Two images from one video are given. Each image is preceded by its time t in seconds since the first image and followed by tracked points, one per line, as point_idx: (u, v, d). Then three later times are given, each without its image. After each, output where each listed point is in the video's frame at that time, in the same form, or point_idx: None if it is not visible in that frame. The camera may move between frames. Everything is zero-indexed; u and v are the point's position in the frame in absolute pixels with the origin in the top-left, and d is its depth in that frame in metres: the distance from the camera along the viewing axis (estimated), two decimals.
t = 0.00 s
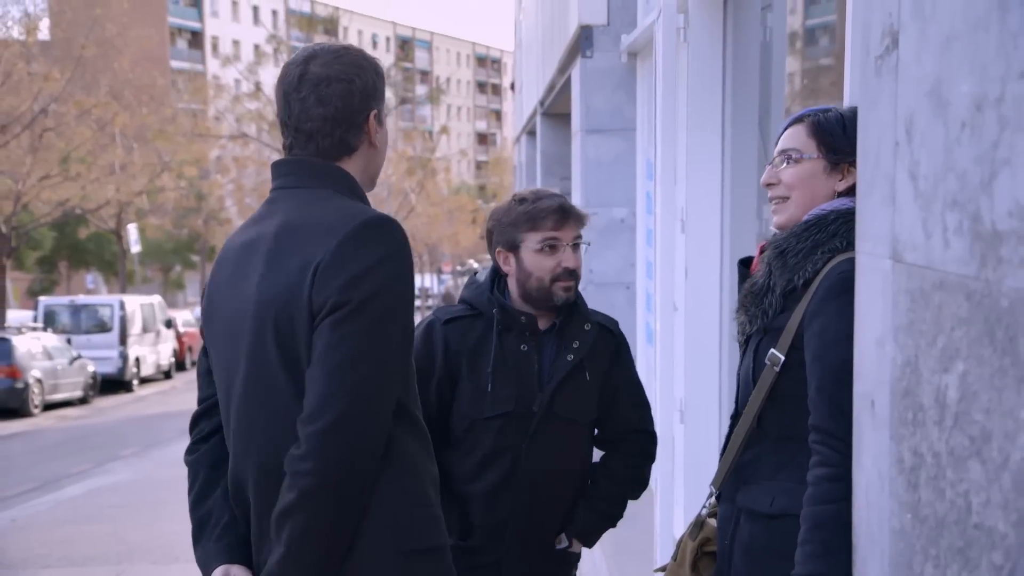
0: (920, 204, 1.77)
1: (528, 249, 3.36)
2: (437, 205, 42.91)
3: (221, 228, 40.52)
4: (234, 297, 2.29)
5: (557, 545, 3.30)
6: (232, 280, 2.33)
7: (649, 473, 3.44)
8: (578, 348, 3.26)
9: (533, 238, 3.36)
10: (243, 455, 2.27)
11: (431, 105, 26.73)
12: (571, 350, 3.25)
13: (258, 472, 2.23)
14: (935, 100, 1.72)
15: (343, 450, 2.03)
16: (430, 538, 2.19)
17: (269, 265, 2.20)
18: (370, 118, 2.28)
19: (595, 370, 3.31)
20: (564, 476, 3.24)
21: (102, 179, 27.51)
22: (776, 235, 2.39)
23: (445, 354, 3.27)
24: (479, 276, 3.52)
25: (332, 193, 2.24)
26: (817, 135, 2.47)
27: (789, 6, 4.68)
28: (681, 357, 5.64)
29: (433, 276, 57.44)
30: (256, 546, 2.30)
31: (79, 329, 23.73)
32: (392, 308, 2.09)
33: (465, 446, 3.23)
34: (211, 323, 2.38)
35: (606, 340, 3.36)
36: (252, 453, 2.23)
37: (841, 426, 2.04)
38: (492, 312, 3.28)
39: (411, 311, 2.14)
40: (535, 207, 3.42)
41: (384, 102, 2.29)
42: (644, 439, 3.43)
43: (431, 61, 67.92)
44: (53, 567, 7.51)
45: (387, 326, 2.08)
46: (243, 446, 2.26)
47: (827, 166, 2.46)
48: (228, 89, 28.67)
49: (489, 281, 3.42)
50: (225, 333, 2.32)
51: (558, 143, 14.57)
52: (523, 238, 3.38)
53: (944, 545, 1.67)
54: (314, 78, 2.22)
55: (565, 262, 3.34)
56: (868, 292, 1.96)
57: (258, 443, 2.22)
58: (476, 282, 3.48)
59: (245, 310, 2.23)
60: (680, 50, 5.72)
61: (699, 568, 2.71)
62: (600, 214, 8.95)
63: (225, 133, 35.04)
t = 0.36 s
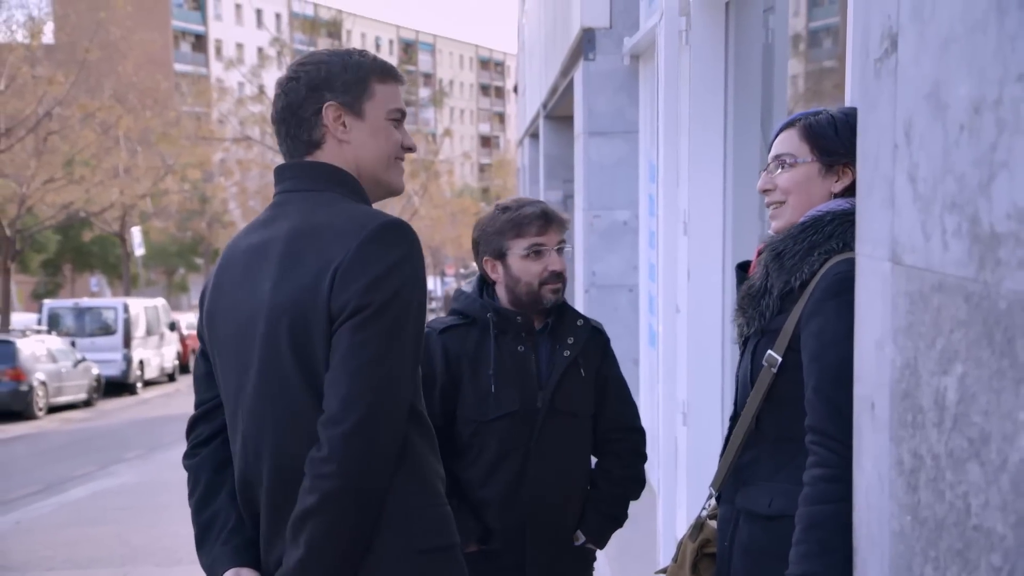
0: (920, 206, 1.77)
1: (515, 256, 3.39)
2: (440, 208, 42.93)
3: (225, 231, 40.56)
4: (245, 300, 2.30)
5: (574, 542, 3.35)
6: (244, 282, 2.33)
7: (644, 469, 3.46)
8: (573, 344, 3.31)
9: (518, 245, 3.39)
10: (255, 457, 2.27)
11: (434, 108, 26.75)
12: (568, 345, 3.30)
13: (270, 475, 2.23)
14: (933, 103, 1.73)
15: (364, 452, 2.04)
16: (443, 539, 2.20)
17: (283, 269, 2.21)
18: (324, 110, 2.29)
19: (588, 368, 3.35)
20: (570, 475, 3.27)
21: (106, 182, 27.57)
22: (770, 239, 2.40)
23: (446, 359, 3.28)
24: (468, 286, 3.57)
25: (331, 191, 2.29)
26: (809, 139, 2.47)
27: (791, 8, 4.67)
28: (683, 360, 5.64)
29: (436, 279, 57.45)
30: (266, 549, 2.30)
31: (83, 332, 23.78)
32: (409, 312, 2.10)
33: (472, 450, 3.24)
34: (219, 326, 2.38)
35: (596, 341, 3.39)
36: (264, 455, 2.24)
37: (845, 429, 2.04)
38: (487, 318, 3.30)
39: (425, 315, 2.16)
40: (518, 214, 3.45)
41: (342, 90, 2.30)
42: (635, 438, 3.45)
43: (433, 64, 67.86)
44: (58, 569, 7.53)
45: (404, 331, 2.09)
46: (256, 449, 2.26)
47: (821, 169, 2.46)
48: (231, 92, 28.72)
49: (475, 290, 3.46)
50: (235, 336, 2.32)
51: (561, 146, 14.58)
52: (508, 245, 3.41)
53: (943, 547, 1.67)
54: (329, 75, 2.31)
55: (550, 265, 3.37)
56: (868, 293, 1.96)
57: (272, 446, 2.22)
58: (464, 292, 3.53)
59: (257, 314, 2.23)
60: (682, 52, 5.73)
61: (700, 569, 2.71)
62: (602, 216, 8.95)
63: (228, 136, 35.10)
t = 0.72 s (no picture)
0: (921, 206, 1.77)
1: (501, 258, 3.47)
2: (445, 210, 42.90)
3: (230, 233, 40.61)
4: (247, 298, 2.32)
5: (567, 543, 3.42)
6: (248, 280, 2.36)
7: (633, 470, 3.51)
8: (560, 347, 3.39)
9: (504, 247, 3.48)
10: (249, 455, 2.29)
11: (438, 109, 26.73)
12: (555, 347, 3.39)
13: (261, 473, 2.25)
14: (936, 103, 1.73)
15: (336, 456, 2.04)
16: (428, 545, 2.19)
17: (274, 270, 2.23)
18: (340, 112, 2.30)
19: (576, 369, 3.42)
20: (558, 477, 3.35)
21: (112, 183, 27.63)
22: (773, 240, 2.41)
23: (436, 367, 3.37)
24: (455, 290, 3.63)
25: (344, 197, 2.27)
26: (811, 141, 2.48)
27: (796, 9, 4.68)
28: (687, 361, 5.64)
29: (441, 281, 57.40)
30: (262, 545, 2.32)
31: (88, 333, 23.84)
32: (392, 318, 2.09)
33: (460, 456, 3.32)
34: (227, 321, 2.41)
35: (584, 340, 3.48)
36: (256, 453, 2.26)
37: (842, 431, 2.04)
38: (472, 322, 3.38)
39: (410, 321, 2.14)
40: (501, 218, 3.53)
41: (357, 92, 2.31)
42: (624, 437, 3.51)
43: (438, 65, 67.86)
44: (62, 569, 7.55)
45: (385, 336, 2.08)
46: (250, 447, 2.28)
47: (822, 169, 2.47)
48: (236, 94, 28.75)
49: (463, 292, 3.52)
50: (239, 333, 2.34)
51: (567, 148, 14.57)
52: (494, 249, 3.49)
53: (944, 547, 1.67)
54: (343, 77, 2.32)
55: (536, 265, 3.47)
56: (869, 295, 1.97)
57: (262, 444, 2.23)
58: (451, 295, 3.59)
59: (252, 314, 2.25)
60: (686, 54, 5.75)
61: (702, 570, 2.71)
62: (606, 218, 8.94)
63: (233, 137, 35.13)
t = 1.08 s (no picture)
0: (925, 207, 1.78)
1: (491, 273, 3.34)
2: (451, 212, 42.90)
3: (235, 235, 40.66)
4: (260, 300, 2.32)
5: (551, 544, 3.39)
6: (261, 280, 2.36)
7: (620, 470, 3.49)
8: (547, 356, 3.34)
9: (496, 262, 3.34)
10: (260, 457, 2.29)
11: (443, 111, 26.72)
12: (542, 358, 3.33)
13: (273, 474, 2.25)
14: (940, 104, 1.73)
15: (355, 455, 2.04)
16: (443, 546, 2.19)
17: (289, 271, 2.23)
18: (350, 112, 2.31)
19: (563, 375, 3.39)
20: (542, 486, 3.31)
21: (117, 186, 27.69)
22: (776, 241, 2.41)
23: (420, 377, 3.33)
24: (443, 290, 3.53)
25: (356, 199, 2.28)
26: (809, 142, 2.48)
27: (801, 11, 4.68)
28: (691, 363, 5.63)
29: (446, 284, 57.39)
30: (271, 549, 2.32)
31: (94, 336, 23.87)
32: (410, 318, 2.10)
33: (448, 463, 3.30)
34: (238, 321, 2.42)
35: (572, 343, 3.43)
36: (269, 456, 2.26)
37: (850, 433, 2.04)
38: (459, 332, 3.32)
39: (426, 321, 2.15)
40: (497, 230, 3.38)
41: (368, 93, 2.31)
42: (612, 439, 3.50)
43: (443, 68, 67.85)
44: (68, 571, 7.56)
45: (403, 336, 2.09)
46: (261, 450, 2.29)
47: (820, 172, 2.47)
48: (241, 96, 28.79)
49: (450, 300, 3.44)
50: (250, 333, 2.35)
51: (571, 150, 14.56)
52: (485, 262, 3.35)
53: (949, 547, 1.67)
54: (355, 78, 2.32)
55: (526, 284, 3.34)
56: (874, 296, 1.97)
57: (275, 445, 2.24)
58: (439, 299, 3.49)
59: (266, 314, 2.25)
60: (690, 56, 5.76)
61: (707, 572, 2.71)
62: (611, 219, 8.94)
63: (238, 140, 35.17)
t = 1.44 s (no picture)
0: (927, 207, 1.78)
1: (493, 296, 3.21)
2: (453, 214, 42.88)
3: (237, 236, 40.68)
4: (267, 300, 2.32)
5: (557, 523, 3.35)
6: (268, 279, 2.36)
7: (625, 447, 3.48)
8: (544, 350, 3.29)
9: (500, 287, 3.20)
10: (267, 458, 2.29)
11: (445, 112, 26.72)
12: (538, 353, 3.28)
13: (279, 476, 2.25)
14: (941, 104, 1.73)
15: (372, 458, 2.04)
16: (452, 548, 2.20)
17: (299, 272, 2.23)
18: (351, 114, 2.31)
19: (559, 364, 3.33)
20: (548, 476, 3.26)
21: (119, 187, 27.70)
22: (771, 245, 2.40)
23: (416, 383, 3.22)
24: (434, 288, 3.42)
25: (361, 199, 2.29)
26: (802, 136, 2.49)
27: (802, 13, 4.68)
28: (693, 364, 5.63)
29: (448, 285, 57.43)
30: (274, 551, 2.33)
31: (95, 337, 23.87)
32: (424, 320, 2.11)
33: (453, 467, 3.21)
34: (241, 321, 2.41)
35: (564, 332, 3.38)
36: (276, 456, 2.25)
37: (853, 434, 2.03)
38: (453, 333, 3.24)
39: (438, 323, 2.16)
40: (506, 251, 3.24)
41: (367, 94, 2.31)
42: (615, 416, 3.46)
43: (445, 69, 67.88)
44: (68, 573, 7.56)
45: (419, 337, 2.10)
46: (268, 451, 2.29)
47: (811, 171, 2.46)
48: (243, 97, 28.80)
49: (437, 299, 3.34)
50: (256, 334, 2.34)
51: (573, 151, 14.57)
52: (488, 284, 3.21)
53: (951, 547, 1.67)
54: (355, 78, 2.32)
55: (527, 311, 3.21)
56: (875, 299, 1.97)
57: (283, 447, 2.24)
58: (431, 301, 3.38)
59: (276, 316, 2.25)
60: (692, 58, 5.78)
61: None
62: (612, 220, 8.94)
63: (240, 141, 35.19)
